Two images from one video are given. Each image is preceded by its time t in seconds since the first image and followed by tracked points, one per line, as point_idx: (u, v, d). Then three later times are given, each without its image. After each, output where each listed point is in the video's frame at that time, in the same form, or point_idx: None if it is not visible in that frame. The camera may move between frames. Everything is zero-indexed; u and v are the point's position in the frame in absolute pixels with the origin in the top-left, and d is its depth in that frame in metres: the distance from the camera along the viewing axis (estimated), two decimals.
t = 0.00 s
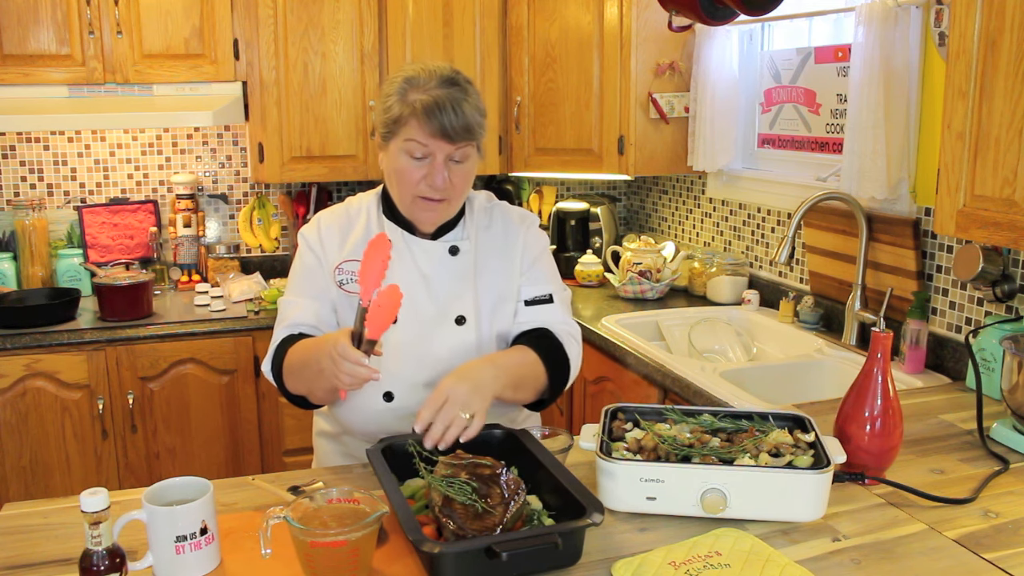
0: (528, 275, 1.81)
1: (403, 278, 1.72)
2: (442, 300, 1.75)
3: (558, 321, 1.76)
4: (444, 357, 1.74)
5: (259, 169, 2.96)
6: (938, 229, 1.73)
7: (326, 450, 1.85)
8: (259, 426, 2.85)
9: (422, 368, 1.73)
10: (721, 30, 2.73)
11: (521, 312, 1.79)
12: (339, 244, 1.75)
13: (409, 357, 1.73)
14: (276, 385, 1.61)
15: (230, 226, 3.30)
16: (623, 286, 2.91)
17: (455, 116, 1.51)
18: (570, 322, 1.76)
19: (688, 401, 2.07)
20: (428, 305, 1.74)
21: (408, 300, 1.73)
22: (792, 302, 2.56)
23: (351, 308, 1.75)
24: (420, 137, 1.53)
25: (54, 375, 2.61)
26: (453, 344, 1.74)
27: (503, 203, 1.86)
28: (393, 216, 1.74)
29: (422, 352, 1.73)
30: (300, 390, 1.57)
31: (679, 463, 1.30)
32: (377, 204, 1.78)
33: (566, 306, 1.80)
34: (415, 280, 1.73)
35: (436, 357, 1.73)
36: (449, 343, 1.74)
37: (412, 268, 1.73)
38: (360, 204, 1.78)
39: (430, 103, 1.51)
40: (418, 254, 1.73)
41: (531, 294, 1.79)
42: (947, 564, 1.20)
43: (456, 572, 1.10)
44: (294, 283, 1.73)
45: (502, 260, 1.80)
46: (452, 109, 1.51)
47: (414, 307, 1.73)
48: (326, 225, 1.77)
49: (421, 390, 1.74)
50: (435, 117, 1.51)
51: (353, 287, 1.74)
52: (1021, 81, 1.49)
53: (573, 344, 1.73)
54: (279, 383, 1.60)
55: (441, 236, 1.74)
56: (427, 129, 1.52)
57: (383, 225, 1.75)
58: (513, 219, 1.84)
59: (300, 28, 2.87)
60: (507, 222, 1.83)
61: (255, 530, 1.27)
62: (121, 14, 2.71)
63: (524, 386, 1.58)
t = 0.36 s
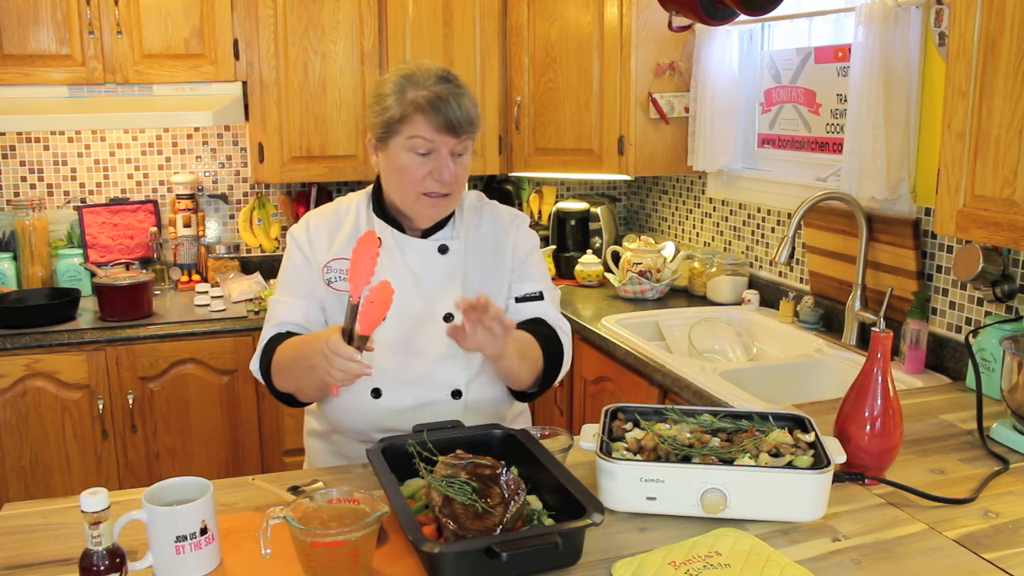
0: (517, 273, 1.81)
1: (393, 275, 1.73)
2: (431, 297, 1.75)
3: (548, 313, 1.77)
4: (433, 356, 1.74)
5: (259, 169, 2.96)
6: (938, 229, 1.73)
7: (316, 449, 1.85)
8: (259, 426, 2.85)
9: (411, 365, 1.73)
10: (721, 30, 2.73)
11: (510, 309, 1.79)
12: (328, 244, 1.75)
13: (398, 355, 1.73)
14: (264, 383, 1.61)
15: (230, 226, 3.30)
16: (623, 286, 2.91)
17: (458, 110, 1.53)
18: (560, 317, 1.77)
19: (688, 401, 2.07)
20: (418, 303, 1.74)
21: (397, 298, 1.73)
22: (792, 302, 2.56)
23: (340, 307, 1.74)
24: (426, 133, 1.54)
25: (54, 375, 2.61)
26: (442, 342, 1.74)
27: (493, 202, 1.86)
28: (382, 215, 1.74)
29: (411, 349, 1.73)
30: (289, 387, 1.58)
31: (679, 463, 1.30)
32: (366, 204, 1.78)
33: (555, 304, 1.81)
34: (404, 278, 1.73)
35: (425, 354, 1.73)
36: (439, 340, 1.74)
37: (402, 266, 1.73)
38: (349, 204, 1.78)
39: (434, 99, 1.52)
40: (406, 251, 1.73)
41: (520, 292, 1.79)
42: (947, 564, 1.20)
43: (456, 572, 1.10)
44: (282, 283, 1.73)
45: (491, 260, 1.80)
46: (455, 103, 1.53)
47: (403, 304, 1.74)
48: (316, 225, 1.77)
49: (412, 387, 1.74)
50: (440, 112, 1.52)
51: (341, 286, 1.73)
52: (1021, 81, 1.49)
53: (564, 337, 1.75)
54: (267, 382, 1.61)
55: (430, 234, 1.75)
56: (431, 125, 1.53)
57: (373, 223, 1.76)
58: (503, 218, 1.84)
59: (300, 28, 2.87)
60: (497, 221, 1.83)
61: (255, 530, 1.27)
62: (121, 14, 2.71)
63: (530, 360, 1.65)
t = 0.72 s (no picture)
0: (513, 273, 1.82)
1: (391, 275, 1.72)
2: (429, 297, 1.74)
3: (542, 316, 1.79)
4: (431, 355, 1.74)
5: (259, 169, 2.96)
6: (938, 229, 1.73)
7: (308, 450, 1.85)
8: (259, 426, 2.85)
9: (410, 365, 1.73)
10: (721, 30, 2.73)
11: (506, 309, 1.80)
12: (322, 244, 1.75)
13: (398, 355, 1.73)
14: (258, 387, 1.62)
15: (230, 226, 3.30)
16: (623, 286, 2.91)
17: (467, 109, 1.56)
18: (555, 318, 1.79)
19: (688, 401, 2.07)
20: (416, 304, 1.73)
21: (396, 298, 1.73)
22: (792, 302, 2.56)
23: (337, 308, 1.74)
24: (437, 132, 1.55)
25: (54, 375, 2.61)
26: (441, 342, 1.74)
27: (487, 203, 1.87)
28: (379, 213, 1.74)
29: (410, 349, 1.73)
30: (282, 391, 1.58)
31: (679, 463, 1.30)
32: (361, 203, 1.78)
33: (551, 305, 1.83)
34: (402, 278, 1.73)
35: (424, 353, 1.74)
36: (437, 340, 1.74)
37: (399, 266, 1.73)
38: (344, 203, 1.78)
39: (443, 98, 1.54)
40: (404, 251, 1.73)
41: (516, 292, 1.81)
42: (947, 564, 1.20)
43: (456, 572, 1.10)
44: (276, 284, 1.73)
45: (487, 259, 1.81)
46: (463, 102, 1.55)
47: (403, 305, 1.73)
48: (309, 225, 1.76)
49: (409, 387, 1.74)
50: (450, 111, 1.54)
51: (337, 287, 1.73)
52: (1021, 81, 1.49)
53: (558, 339, 1.77)
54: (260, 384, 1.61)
55: (428, 234, 1.75)
56: (441, 125, 1.55)
57: (369, 222, 1.76)
58: (498, 218, 1.84)
59: (300, 28, 2.87)
60: (492, 222, 1.84)
61: (255, 530, 1.27)
62: (121, 15, 2.71)
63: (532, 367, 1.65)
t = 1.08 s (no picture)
0: (518, 272, 1.81)
1: (399, 273, 1.72)
2: (435, 295, 1.75)
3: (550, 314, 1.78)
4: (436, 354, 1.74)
5: (259, 170, 2.96)
6: (938, 228, 1.73)
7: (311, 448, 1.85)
8: (259, 426, 2.85)
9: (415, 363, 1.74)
10: (721, 30, 2.73)
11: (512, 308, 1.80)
12: (326, 243, 1.75)
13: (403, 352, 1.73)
14: (261, 389, 1.61)
15: (230, 226, 3.30)
16: (623, 286, 2.91)
17: (473, 108, 1.57)
18: (561, 317, 1.79)
19: (688, 401, 2.07)
20: (421, 303, 1.74)
21: (401, 297, 1.73)
22: (792, 302, 2.56)
23: (341, 308, 1.74)
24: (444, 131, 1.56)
25: (54, 375, 2.61)
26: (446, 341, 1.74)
27: (492, 202, 1.87)
28: (383, 212, 1.74)
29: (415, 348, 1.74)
30: (284, 393, 1.57)
31: (679, 463, 1.30)
32: (365, 203, 1.78)
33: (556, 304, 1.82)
34: (408, 278, 1.73)
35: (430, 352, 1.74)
36: (443, 338, 1.75)
37: (405, 265, 1.73)
38: (348, 203, 1.78)
39: (450, 97, 1.55)
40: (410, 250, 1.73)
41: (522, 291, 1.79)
42: (947, 564, 1.20)
43: (456, 572, 1.10)
44: (279, 284, 1.73)
45: (492, 258, 1.80)
46: (469, 100, 1.57)
47: (408, 304, 1.74)
48: (314, 225, 1.76)
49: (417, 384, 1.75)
50: (457, 109, 1.55)
51: (342, 287, 1.73)
52: (1022, 81, 1.49)
53: (564, 337, 1.76)
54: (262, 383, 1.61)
55: (433, 234, 1.75)
56: (447, 123, 1.56)
57: (373, 221, 1.76)
58: (503, 217, 1.84)
59: (300, 28, 2.87)
60: (498, 221, 1.83)
61: (255, 530, 1.27)
62: (121, 15, 2.71)
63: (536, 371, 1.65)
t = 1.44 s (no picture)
0: (527, 273, 1.81)
1: (407, 273, 1.73)
2: (443, 295, 1.75)
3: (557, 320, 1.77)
4: (445, 354, 1.74)
5: (259, 169, 2.96)
6: (938, 228, 1.73)
7: (321, 448, 1.84)
8: (259, 426, 2.85)
9: (424, 364, 1.73)
10: (721, 30, 2.73)
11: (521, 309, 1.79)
12: (335, 243, 1.75)
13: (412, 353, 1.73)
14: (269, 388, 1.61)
15: (230, 226, 3.30)
16: (623, 286, 2.91)
17: (481, 111, 1.56)
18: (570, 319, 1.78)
19: (688, 401, 2.07)
20: (430, 303, 1.74)
21: (409, 296, 1.74)
22: (792, 302, 2.56)
23: (349, 307, 1.74)
24: (451, 134, 1.55)
25: (54, 375, 2.61)
26: (454, 340, 1.74)
27: (501, 202, 1.87)
28: (391, 212, 1.74)
29: (424, 349, 1.73)
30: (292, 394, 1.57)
31: (679, 463, 1.30)
32: (373, 203, 1.78)
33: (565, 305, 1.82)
34: (416, 277, 1.74)
35: (439, 352, 1.74)
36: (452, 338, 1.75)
37: (413, 264, 1.74)
38: (356, 203, 1.78)
39: (458, 99, 1.54)
40: (419, 250, 1.73)
41: (533, 292, 1.80)
42: (947, 564, 1.20)
43: (456, 572, 1.10)
44: (287, 284, 1.73)
45: (501, 259, 1.80)
46: (478, 103, 1.55)
47: (417, 304, 1.74)
48: (322, 226, 1.76)
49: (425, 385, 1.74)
50: (465, 112, 1.54)
51: (351, 287, 1.73)
52: (1022, 82, 1.49)
53: (573, 340, 1.75)
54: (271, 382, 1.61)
55: (441, 234, 1.75)
56: (455, 126, 1.55)
57: (382, 221, 1.77)
58: (512, 217, 1.84)
59: (300, 28, 2.87)
60: (506, 221, 1.83)
61: (255, 530, 1.27)
62: (121, 14, 2.71)
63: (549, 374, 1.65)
